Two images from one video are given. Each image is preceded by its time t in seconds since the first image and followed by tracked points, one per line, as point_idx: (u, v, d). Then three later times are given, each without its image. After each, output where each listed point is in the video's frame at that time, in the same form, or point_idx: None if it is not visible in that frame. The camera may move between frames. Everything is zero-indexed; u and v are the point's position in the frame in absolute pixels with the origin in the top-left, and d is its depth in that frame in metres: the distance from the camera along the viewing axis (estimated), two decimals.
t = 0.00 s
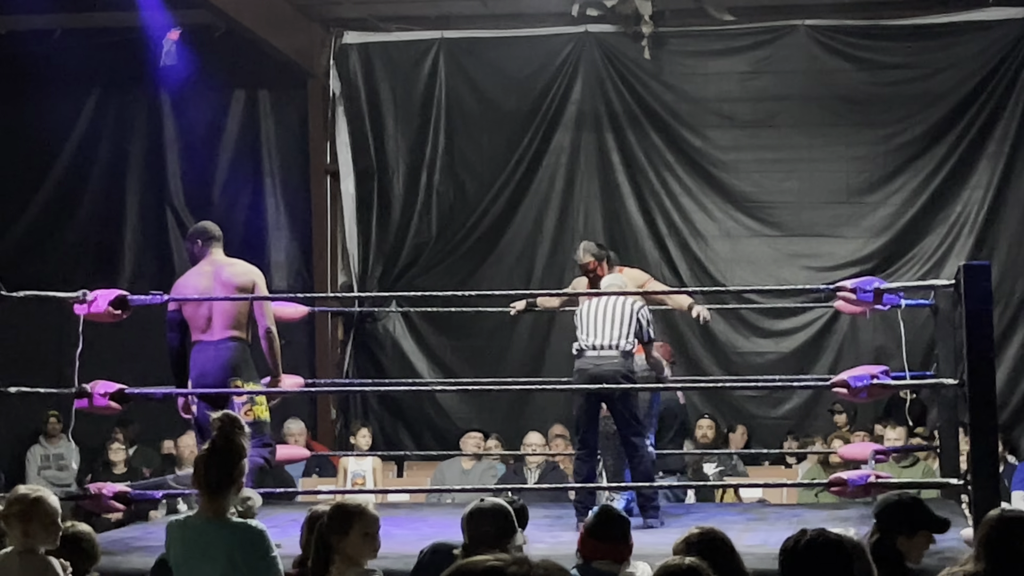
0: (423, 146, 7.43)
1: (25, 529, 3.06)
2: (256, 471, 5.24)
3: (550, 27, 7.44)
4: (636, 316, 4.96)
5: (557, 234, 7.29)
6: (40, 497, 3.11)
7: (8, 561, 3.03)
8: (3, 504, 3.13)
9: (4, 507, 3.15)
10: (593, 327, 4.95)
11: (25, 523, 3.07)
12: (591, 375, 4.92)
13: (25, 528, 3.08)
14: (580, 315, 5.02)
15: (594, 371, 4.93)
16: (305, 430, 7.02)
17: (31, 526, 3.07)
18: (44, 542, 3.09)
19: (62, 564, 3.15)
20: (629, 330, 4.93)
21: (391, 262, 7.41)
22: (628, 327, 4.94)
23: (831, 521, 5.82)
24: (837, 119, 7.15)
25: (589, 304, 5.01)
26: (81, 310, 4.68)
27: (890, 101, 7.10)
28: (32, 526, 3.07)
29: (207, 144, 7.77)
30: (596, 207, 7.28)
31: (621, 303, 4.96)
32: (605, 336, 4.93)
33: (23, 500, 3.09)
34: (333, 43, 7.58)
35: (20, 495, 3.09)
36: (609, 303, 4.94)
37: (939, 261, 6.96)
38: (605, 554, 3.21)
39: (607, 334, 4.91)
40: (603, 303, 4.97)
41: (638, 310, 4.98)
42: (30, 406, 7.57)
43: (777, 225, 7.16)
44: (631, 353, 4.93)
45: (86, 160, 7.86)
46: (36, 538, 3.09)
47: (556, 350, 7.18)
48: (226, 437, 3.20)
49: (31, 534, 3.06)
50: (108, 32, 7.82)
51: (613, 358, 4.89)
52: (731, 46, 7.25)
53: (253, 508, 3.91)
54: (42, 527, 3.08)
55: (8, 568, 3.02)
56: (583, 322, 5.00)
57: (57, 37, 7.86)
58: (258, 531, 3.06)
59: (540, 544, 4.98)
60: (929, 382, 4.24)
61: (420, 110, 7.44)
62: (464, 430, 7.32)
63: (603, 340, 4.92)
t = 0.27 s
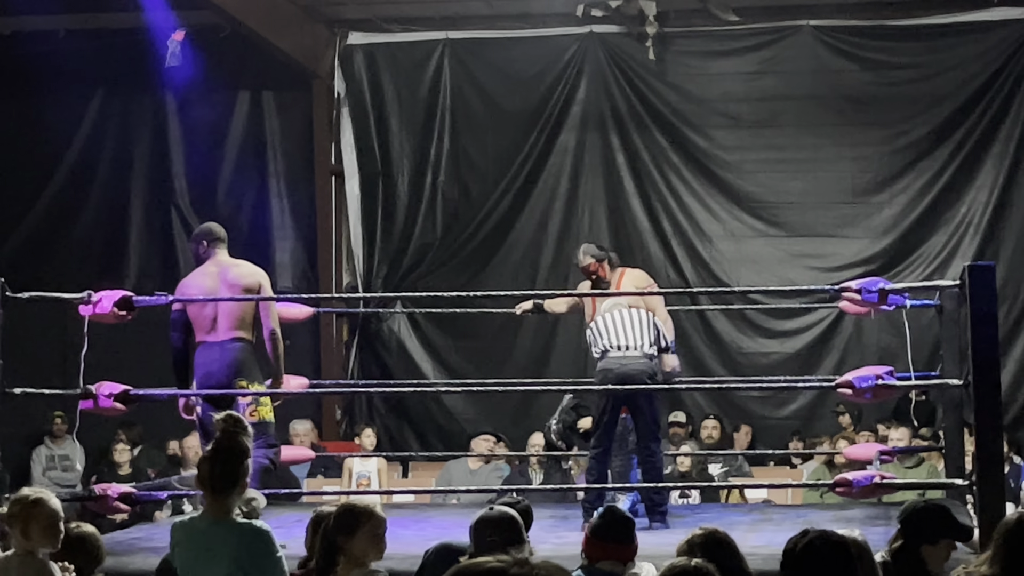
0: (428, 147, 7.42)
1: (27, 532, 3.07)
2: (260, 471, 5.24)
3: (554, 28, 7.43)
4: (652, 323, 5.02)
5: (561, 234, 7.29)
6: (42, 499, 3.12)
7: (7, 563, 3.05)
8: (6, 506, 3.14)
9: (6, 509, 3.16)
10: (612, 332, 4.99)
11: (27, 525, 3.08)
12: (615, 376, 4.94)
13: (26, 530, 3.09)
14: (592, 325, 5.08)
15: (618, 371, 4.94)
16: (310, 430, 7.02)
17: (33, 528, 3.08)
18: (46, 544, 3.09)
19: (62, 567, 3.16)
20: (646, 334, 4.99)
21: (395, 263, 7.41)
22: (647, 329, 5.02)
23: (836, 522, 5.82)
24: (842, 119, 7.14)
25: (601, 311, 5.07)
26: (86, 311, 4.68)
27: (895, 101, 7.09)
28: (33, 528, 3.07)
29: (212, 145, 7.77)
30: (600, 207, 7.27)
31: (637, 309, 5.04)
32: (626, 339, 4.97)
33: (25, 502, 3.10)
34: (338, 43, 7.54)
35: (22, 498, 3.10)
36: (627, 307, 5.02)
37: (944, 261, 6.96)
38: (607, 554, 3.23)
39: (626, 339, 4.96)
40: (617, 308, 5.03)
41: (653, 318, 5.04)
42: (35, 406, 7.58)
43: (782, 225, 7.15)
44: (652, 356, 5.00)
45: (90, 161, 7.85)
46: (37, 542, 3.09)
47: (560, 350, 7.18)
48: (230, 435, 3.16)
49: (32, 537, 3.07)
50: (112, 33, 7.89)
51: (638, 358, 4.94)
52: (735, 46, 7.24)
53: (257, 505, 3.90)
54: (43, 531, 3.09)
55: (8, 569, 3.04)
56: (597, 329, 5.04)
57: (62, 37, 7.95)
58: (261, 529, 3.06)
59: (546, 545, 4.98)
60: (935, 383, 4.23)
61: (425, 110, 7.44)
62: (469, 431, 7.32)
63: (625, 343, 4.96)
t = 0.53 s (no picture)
0: (434, 147, 7.43)
1: (30, 531, 3.08)
2: (266, 472, 5.24)
3: (561, 29, 7.43)
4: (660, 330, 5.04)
5: (567, 234, 7.29)
6: (46, 498, 3.13)
7: (11, 565, 3.05)
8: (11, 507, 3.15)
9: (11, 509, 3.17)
10: (619, 339, 5.00)
11: (32, 526, 3.08)
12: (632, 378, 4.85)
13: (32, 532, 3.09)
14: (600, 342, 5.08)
15: (633, 373, 4.87)
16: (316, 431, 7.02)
17: (38, 529, 3.08)
18: (50, 544, 3.11)
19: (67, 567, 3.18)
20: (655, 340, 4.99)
21: (401, 264, 7.41)
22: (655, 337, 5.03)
23: (843, 523, 5.82)
24: (848, 120, 7.14)
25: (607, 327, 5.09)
26: (92, 312, 4.64)
27: (901, 101, 7.09)
28: (38, 529, 3.08)
29: (218, 145, 7.77)
30: (606, 208, 7.27)
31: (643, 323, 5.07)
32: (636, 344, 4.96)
33: (30, 504, 3.11)
34: (343, 44, 7.58)
35: (27, 499, 3.10)
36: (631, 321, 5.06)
37: (950, 262, 6.95)
38: (612, 555, 3.23)
39: (635, 341, 4.96)
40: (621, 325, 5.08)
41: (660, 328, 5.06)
42: (41, 407, 7.58)
43: (788, 226, 7.15)
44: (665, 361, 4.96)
45: (97, 162, 7.87)
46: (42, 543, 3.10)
47: (567, 350, 7.18)
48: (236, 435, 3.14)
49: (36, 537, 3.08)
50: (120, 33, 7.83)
51: (652, 358, 4.90)
52: (741, 47, 7.24)
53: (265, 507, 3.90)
54: (48, 531, 3.10)
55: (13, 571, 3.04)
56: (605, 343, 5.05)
57: (69, 39, 7.91)
58: (270, 531, 3.06)
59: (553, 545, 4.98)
60: (942, 384, 4.22)
61: (431, 111, 7.45)
62: (475, 432, 7.32)
63: (635, 347, 4.95)
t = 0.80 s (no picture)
0: (440, 148, 7.43)
1: (37, 529, 3.10)
2: (272, 473, 5.24)
3: (567, 29, 7.43)
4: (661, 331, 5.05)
5: (574, 235, 7.29)
6: (53, 497, 3.16)
7: (17, 563, 3.04)
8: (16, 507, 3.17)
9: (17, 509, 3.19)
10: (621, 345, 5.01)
11: (40, 524, 3.11)
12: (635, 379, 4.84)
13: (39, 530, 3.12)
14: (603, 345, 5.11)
15: (637, 373, 4.86)
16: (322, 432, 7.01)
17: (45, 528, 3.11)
18: (57, 541, 3.13)
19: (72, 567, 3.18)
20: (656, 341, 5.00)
21: (408, 264, 7.41)
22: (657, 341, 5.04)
23: (850, 523, 5.82)
24: (855, 120, 7.13)
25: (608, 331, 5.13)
26: (99, 313, 4.64)
27: (908, 101, 7.09)
28: (45, 528, 3.11)
29: (224, 146, 7.77)
30: (612, 208, 7.27)
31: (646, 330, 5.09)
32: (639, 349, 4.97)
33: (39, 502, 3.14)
34: (349, 44, 7.56)
35: (35, 498, 3.13)
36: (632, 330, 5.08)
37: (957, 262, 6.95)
38: (621, 555, 3.28)
39: (637, 342, 4.97)
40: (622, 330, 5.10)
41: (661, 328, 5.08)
42: (48, 408, 7.59)
43: (794, 226, 7.15)
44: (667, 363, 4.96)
45: (104, 163, 7.88)
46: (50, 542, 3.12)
47: (574, 350, 7.18)
48: (244, 435, 3.14)
49: (43, 534, 3.10)
50: (127, 34, 7.88)
51: (655, 358, 4.89)
52: (748, 47, 7.24)
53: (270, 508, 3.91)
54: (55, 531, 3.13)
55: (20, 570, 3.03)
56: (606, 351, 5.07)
57: (76, 39, 7.95)
58: (278, 532, 3.06)
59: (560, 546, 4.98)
60: (948, 384, 4.21)
61: (437, 112, 7.45)
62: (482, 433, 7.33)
63: (637, 351, 4.96)
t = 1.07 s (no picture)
0: (446, 147, 7.43)
1: (47, 530, 3.10)
2: (278, 472, 5.23)
3: (573, 28, 7.43)
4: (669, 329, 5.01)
5: (580, 234, 7.29)
6: (62, 498, 3.17)
7: (34, 562, 3.01)
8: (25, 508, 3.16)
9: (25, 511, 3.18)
10: (631, 337, 4.97)
11: (48, 524, 3.10)
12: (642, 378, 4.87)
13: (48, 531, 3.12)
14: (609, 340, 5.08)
15: (647, 371, 4.88)
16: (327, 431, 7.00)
17: (55, 528, 3.11)
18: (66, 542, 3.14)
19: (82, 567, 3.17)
20: (664, 339, 4.96)
21: (414, 263, 7.41)
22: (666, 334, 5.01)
23: (857, 523, 5.81)
24: (861, 119, 7.13)
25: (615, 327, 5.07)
26: (104, 312, 4.63)
27: (914, 100, 7.08)
28: (54, 527, 3.11)
29: (230, 145, 7.77)
30: (619, 207, 7.27)
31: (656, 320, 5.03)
32: (648, 342, 4.94)
33: (44, 503, 3.13)
34: (355, 43, 7.59)
35: (40, 499, 3.12)
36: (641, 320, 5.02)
37: (963, 261, 6.94)
38: (626, 555, 3.19)
39: (645, 342, 4.94)
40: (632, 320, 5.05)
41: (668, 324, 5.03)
42: (55, 408, 7.59)
43: (801, 225, 7.14)
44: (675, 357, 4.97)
45: (109, 162, 7.87)
46: (58, 541, 3.12)
47: (580, 349, 7.18)
48: (249, 436, 3.13)
49: (53, 535, 3.10)
50: (131, 34, 7.87)
51: (663, 358, 4.91)
52: (754, 46, 7.23)
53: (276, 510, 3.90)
54: (62, 531, 3.14)
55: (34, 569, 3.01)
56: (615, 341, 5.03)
57: (81, 39, 7.96)
58: (281, 529, 3.04)
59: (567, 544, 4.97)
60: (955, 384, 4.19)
61: (443, 111, 7.45)
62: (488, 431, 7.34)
63: (647, 345, 4.94)
